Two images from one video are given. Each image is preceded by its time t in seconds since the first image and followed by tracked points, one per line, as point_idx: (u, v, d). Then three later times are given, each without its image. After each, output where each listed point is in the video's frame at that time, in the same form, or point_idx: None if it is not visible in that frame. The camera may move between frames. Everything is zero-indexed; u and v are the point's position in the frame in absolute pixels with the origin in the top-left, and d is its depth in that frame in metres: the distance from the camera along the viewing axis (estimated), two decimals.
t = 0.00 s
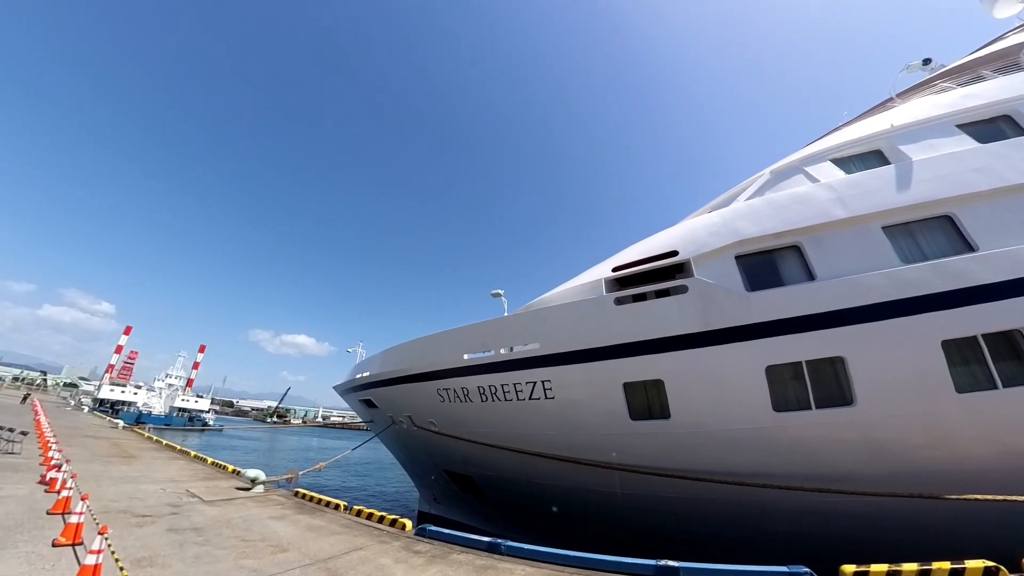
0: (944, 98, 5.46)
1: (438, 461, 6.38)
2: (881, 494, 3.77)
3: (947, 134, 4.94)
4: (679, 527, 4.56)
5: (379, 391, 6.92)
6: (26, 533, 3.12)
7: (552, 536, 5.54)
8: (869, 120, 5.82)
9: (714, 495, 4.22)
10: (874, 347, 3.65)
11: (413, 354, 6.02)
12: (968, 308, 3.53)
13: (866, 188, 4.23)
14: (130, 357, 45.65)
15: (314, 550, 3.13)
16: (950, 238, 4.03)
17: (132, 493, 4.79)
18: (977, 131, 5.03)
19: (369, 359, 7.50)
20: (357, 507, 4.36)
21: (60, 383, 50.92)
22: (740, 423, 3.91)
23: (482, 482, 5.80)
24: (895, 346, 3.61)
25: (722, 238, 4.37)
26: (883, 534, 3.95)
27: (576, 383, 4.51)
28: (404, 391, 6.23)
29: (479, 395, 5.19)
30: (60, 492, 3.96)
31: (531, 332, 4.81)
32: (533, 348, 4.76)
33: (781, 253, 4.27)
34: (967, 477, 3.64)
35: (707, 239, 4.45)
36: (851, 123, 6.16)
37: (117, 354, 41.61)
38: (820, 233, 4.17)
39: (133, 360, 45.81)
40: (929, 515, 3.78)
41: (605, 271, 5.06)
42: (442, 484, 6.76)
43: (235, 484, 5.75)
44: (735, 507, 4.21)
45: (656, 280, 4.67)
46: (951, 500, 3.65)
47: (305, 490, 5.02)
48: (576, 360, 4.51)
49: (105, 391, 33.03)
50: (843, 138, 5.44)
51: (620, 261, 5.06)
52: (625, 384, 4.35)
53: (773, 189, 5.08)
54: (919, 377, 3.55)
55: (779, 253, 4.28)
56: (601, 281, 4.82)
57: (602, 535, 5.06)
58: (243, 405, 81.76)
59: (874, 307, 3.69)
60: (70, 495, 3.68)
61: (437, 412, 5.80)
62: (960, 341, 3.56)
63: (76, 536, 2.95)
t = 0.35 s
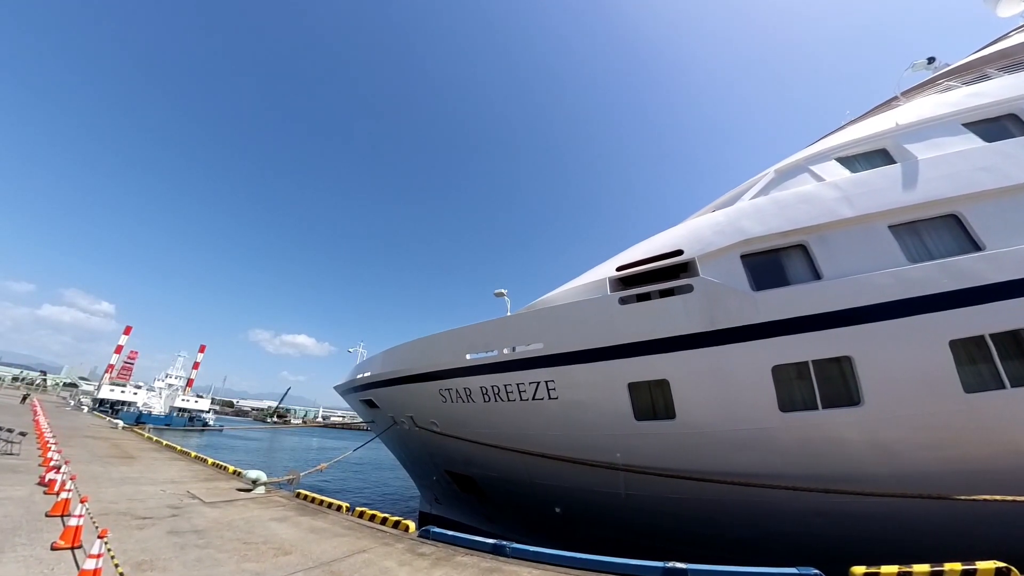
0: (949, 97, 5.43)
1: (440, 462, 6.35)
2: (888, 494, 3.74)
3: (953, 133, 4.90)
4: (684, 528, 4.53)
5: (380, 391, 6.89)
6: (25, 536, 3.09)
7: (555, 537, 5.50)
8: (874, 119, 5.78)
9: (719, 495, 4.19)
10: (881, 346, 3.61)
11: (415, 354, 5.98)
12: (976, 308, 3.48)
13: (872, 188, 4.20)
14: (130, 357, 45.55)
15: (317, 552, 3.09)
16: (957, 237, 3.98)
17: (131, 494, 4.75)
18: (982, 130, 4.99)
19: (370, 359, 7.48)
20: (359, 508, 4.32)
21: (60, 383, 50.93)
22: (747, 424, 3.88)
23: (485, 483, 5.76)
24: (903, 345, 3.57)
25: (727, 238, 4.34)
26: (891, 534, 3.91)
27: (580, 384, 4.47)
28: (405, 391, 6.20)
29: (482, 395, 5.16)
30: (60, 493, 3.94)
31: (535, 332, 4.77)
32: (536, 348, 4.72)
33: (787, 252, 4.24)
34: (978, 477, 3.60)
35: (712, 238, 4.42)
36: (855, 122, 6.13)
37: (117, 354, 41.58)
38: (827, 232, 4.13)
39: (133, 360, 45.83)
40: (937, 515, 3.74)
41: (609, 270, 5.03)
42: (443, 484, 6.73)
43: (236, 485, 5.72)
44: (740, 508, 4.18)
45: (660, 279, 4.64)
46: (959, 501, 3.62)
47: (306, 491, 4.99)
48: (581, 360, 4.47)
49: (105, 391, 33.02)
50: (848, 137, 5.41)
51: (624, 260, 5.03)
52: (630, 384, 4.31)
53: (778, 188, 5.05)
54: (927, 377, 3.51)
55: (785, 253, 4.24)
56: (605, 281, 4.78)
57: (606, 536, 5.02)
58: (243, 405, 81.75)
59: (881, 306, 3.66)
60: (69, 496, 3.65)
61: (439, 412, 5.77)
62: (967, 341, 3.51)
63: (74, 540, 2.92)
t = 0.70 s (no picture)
0: (950, 97, 5.42)
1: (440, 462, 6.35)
2: (889, 494, 3.74)
3: (953, 133, 4.90)
4: (685, 529, 4.53)
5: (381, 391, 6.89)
6: (25, 536, 3.08)
7: (556, 538, 5.49)
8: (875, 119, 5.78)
9: (720, 495, 4.19)
10: (883, 346, 3.60)
11: (415, 354, 5.98)
12: (978, 308, 3.47)
13: (873, 188, 4.19)
14: (130, 357, 45.54)
15: (319, 553, 3.09)
16: (959, 237, 3.97)
17: (132, 495, 4.74)
18: (983, 130, 4.98)
19: (370, 359, 7.48)
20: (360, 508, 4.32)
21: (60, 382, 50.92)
22: (748, 424, 3.87)
23: (485, 483, 5.76)
24: (904, 345, 3.56)
25: (728, 237, 4.33)
26: (892, 534, 3.91)
27: (581, 384, 4.47)
28: (406, 391, 6.19)
29: (482, 395, 5.15)
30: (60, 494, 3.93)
31: (535, 332, 4.77)
32: (537, 348, 4.72)
33: (788, 252, 4.23)
34: (979, 477, 3.59)
35: (713, 238, 4.42)
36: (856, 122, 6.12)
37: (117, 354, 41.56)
38: (828, 232, 4.13)
39: (133, 360, 45.83)
40: (938, 515, 3.74)
41: (609, 271, 5.03)
42: (444, 484, 6.72)
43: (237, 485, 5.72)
44: (742, 508, 4.17)
45: (661, 279, 4.63)
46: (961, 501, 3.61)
47: (306, 491, 4.98)
48: (581, 360, 4.47)
49: (105, 391, 33.03)
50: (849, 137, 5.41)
51: (624, 260, 5.03)
52: (631, 384, 4.31)
53: (779, 188, 5.05)
54: (928, 377, 3.51)
55: (786, 253, 4.24)
56: (606, 281, 4.78)
57: (607, 536, 5.02)
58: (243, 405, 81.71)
59: (882, 306, 3.65)
60: (69, 496, 3.64)
61: (440, 412, 5.76)
62: (969, 341, 3.50)
63: (75, 540, 2.91)
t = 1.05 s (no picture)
0: (949, 97, 5.42)
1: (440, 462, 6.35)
2: (889, 494, 3.74)
3: (953, 133, 4.89)
4: (685, 528, 4.53)
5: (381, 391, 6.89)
6: (24, 536, 3.08)
7: (556, 538, 5.49)
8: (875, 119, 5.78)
9: (720, 495, 4.19)
10: (882, 346, 3.60)
11: (415, 354, 5.98)
12: (978, 307, 3.47)
13: (873, 188, 4.19)
14: (130, 357, 45.53)
15: (318, 553, 3.09)
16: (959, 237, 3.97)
17: (131, 495, 4.74)
18: (983, 130, 4.98)
19: (370, 359, 7.47)
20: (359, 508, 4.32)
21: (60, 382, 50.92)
22: (747, 424, 3.87)
23: (485, 483, 5.75)
24: (904, 345, 3.56)
25: (728, 237, 4.34)
26: (892, 535, 3.90)
27: (581, 384, 4.47)
28: (406, 391, 6.19)
29: (482, 395, 5.15)
30: (59, 493, 3.93)
31: (535, 332, 4.76)
32: (537, 348, 4.72)
33: (788, 252, 4.23)
34: (979, 477, 3.59)
35: (713, 238, 4.42)
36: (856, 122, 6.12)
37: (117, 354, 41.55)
38: (827, 232, 4.13)
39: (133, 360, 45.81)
40: (938, 515, 3.74)
41: (609, 271, 5.03)
42: (444, 484, 6.72)
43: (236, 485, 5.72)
44: (742, 508, 4.17)
45: (661, 279, 4.63)
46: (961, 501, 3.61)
47: (306, 491, 4.98)
48: (581, 360, 4.47)
49: (105, 391, 33.03)
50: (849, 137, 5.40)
51: (624, 260, 5.03)
52: (630, 384, 4.31)
53: (779, 188, 5.05)
54: (928, 377, 3.51)
55: (785, 252, 4.24)
56: (606, 281, 4.78)
57: (607, 536, 5.01)
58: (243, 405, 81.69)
59: (882, 306, 3.65)
60: (68, 495, 3.64)
61: (440, 412, 5.76)
62: (969, 341, 3.50)
63: (74, 540, 2.90)
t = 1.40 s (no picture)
0: (948, 96, 5.42)
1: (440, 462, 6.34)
2: (889, 494, 3.74)
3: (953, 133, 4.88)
4: (684, 528, 4.53)
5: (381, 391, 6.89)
6: (23, 536, 3.08)
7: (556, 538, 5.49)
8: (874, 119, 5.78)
9: (719, 495, 4.19)
10: (882, 346, 3.60)
11: (414, 354, 5.98)
12: (978, 307, 3.47)
13: (872, 188, 4.19)
14: (130, 357, 45.54)
15: (317, 552, 3.09)
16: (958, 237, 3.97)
17: (131, 495, 4.73)
18: (982, 130, 4.98)
19: (370, 359, 7.47)
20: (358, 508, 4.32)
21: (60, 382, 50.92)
22: (746, 424, 3.87)
23: (485, 483, 5.75)
24: (903, 345, 3.56)
25: (727, 237, 4.33)
26: (892, 534, 3.90)
27: (580, 384, 4.47)
28: (405, 391, 6.19)
29: (481, 395, 5.15)
30: (59, 493, 3.93)
31: (535, 332, 4.76)
32: (536, 348, 4.72)
33: (787, 252, 4.24)
34: (978, 477, 3.59)
35: (712, 237, 4.42)
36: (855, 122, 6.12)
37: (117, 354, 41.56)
38: (827, 232, 4.13)
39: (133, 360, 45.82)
40: (938, 515, 3.73)
41: (609, 270, 5.03)
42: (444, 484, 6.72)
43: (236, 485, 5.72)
44: (742, 507, 4.17)
45: (660, 279, 4.63)
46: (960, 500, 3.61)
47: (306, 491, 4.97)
48: (580, 360, 4.47)
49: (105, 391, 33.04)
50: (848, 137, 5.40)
51: (623, 260, 5.03)
52: (630, 384, 4.31)
53: (778, 188, 5.05)
54: (928, 377, 3.51)
55: (785, 252, 4.24)
56: (606, 281, 4.78)
57: (607, 536, 5.01)
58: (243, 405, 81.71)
59: (882, 306, 3.65)
60: (67, 495, 3.64)
61: (439, 412, 5.76)
62: (968, 341, 3.50)
63: (73, 540, 2.90)
